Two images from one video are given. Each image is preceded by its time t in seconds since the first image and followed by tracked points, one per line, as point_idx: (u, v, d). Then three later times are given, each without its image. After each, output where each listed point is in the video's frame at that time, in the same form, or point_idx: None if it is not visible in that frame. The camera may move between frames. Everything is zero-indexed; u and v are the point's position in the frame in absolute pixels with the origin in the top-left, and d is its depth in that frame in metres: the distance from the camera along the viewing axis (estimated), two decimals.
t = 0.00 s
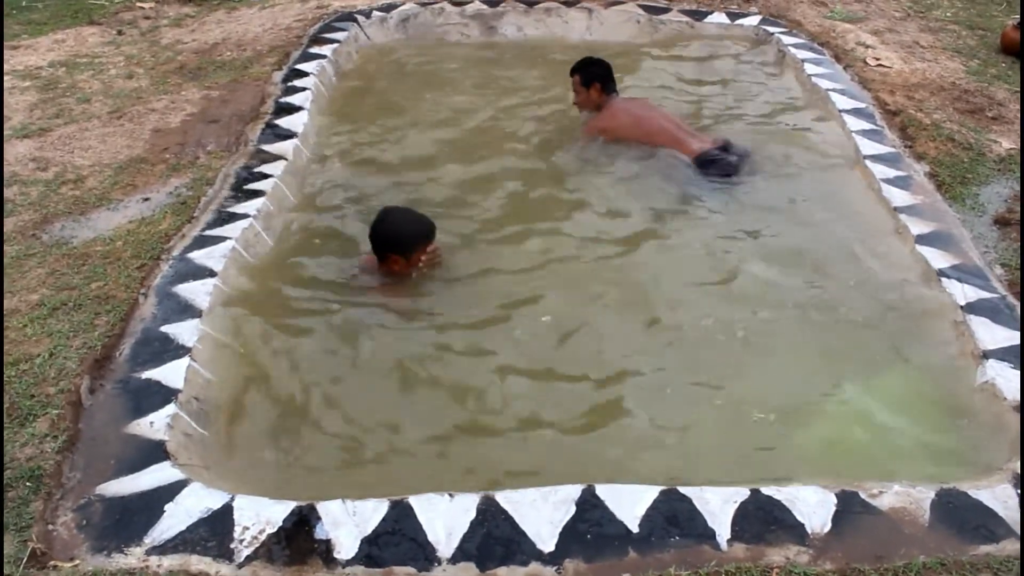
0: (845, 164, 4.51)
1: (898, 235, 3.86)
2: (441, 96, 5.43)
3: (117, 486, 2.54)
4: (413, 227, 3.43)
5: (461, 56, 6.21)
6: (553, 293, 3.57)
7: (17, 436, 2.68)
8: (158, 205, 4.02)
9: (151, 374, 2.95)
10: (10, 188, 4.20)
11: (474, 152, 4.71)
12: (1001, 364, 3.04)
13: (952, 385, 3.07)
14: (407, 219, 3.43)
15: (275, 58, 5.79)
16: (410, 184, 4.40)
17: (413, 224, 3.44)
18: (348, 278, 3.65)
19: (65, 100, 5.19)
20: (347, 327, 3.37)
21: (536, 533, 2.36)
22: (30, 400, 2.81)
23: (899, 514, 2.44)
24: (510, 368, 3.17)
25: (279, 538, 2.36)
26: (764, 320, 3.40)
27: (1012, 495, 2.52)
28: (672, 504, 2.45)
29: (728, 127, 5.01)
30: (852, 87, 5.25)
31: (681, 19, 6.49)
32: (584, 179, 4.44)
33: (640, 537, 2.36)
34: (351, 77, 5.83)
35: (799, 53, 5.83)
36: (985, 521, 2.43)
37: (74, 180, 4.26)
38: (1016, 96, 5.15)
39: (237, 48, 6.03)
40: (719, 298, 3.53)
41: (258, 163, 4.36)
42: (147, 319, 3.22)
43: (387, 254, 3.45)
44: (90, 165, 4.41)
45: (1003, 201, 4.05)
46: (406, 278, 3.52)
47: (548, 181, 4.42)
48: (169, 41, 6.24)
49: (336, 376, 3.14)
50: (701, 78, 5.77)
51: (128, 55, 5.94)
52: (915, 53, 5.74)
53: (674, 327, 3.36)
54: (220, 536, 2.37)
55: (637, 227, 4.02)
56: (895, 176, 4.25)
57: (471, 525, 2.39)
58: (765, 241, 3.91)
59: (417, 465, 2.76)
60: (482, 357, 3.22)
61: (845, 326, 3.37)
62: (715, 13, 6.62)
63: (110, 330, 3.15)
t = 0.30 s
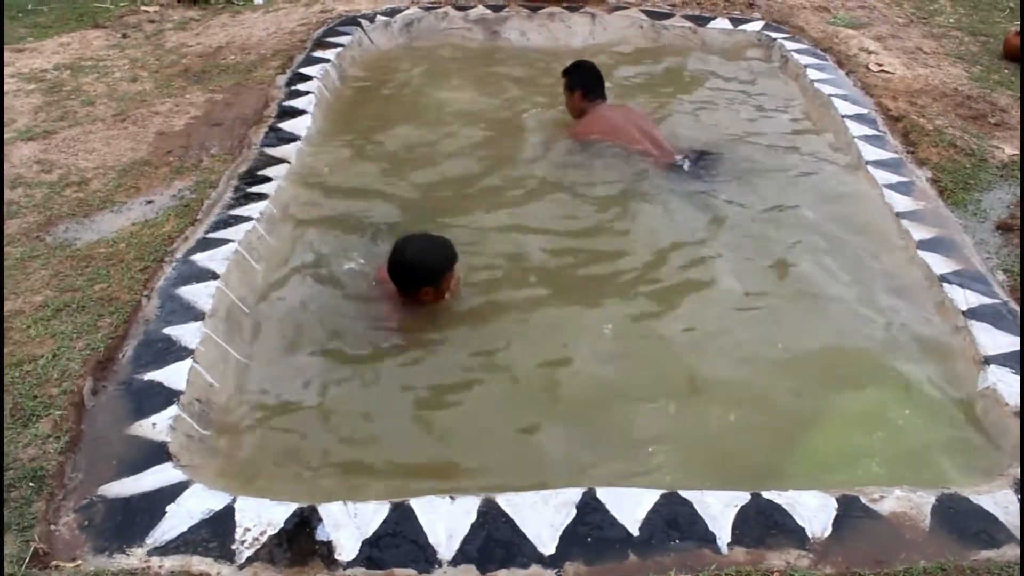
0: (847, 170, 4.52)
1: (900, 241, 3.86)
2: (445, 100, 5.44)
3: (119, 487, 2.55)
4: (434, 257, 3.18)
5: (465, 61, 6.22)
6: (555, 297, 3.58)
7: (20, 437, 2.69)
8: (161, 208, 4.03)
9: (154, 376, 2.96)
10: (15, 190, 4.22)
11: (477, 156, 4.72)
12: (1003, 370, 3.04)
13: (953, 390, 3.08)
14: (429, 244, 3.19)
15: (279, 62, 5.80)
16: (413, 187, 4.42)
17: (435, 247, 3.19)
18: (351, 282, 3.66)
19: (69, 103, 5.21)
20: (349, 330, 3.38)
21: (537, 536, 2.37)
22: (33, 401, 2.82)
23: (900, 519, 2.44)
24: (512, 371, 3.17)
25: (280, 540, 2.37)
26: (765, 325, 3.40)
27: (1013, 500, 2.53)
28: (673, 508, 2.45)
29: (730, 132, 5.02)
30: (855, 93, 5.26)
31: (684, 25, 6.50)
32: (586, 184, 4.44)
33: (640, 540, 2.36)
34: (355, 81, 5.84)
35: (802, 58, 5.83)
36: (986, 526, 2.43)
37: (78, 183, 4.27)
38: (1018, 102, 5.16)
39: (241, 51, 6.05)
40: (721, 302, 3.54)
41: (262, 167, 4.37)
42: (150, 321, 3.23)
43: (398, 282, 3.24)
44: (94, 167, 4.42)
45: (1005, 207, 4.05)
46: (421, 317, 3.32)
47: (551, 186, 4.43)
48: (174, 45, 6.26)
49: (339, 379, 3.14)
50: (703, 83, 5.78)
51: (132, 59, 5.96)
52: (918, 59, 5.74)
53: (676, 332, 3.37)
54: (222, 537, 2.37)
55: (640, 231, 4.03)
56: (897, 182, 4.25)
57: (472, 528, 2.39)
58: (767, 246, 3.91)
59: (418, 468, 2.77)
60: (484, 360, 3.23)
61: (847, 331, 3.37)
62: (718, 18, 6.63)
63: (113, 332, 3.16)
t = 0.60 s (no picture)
0: (850, 173, 4.52)
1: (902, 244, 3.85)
2: (448, 98, 5.45)
3: (119, 482, 2.55)
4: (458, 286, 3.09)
5: (469, 59, 6.22)
6: (556, 297, 3.58)
7: (21, 430, 2.69)
8: (164, 203, 4.04)
9: (155, 371, 2.97)
10: (18, 184, 4.23)
11: (480, 155, 4.72)
12: (1003, 374, 3.04)
13: (953, 395, 3.08)
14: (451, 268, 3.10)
15: (283, 58, 5.81)
16: (415, 185, 4.42)
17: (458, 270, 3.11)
18: (353, 280, 3.66)
19: (74, 98, 5.22)
20: (350, 327, 3.38)
21: (535, 535, 2.37)
22: (35, 395, 2.83)
23: (898, 522, 2.44)
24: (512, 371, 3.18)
25: (279, 536, 2.37)
26: (767, 327, 3.40)
27: (1012, 505, 2.53)
28: (672, 508, 2.46)
29: (734, 133, 5.02)
30: (858, 95, 5.26)
31: (688, 26, 6.50)
32: (589, 183, 4.44)
33: (639, 540, 2.36)
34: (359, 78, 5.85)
35: (806, 60, 5.83)
36: (985, 531, 2.43)
37: (81, 177, 4.28)
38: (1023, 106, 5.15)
39: (246, 48, 6.05)
40: (722, 304, 3.54)
41: (265, 164, 4.38)
42: (152, 316, 3.23)
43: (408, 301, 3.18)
44: (98, 162, 4.43)
45: (1008, 211, 4.04)
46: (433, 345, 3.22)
47: (554, 185, 4.43)
48: (178, 40, 6.27)
49: (339, 377, 3.15)
50: (707, 84, 5.79)
51: (137, 54, 5.97)
52: (922, 63, 5.74)
53: (676, 333, 3.37)
54: (221, 533, 2.38)
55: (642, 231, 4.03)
56: (899, 186, 4.25)
57: (471, 526, 2.40)
58: (768, 247, 3.92)
59: (418, 466, 2.77)
60: (485, 359, 3.23)
61: (848, 334, 3.37)
62: (722, 19, 6.63)
63: (115, 326, 3.17)
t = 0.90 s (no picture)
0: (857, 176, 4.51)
1: (908, 248, 3.84)
2: (456, 98, 5.45)
3: (123, 476, 2.56)
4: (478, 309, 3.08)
5: (477, 60, 6.23)
6: (561, 297, 3.58)
7: (26, 424, 2.71)
8: (171, 200, 4.05)
9: (160, 366, 2.98)
10: (27, 179, 4.24)
11: (487, 155, 4.73)
12: (1008, 379, 3.03)
13: (958, 399, 3.07)
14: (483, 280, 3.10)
15: (292, 57, 5.82)
16: (421, 184, 4.43)
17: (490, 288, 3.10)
18: (358, 279, 3.66)
19: (83, 94, 5.24)
20: (355, 326, 3.39)
21: (537, 534, 2.37)
22: (40, 389, 2.84)
23: (900, 526, 2.43)
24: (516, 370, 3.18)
25: (282, 532, 2.38)
26: (771, 331, 3.39)
27: (1015, 510, 2.52)
28: (673, 509, 2.46)
29: (741, 135, 5.02)
30: (867, 99, 5.25)
31: (697, 28, 6.50)
32: (596, 184, 4.44)
33: (640, 540, 2.36)
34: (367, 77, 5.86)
35: (814, 63, 5.82)
36: (988, 535, 2.42)
37: (89, 173, 4.29)
38: None
39: (254, 46, 6.07)
40: (726, 306, 3.53)
41: (272, 161, 4.39)
42: (157, 312, 3.24)
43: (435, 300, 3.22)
44: (106, 158, 4.45)
45: (1016, 216, 4.03)
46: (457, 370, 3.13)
47: (560, 186, 4.43)
48: (188, 38, 6.29)
49: (343, 374, 3.15)
50: (715, 86, 5.79)
51: (146, 51, 5.99)
52: (931, 67, 5.73)
53: (679, 334, 3.37)
54: (224, 528, 2.39)
55: (648, 233, 4.03)
56: (906, 189, 4.23)
57: (472, 524, 2.40)
58: (774, 250, 3.91)
59: (420, 464, 2.78)
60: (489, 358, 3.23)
61: (852, 337, 3.37)
62: (731, 22, 6.63)
63: (120, 321, 3.18)
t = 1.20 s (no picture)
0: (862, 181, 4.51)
1: (912, 252, 3.84)
2: (461, 100, 5.46)
3: (127, 474, 2.57)
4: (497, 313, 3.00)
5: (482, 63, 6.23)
6: (564, 300, 3.59)
7: (31, 422, 2.72)
8: (177, 200, 4.06)
9: (165, 366, 2.98)
10: (33, 179, 4.26)
11: (491, 157, 4.73)
12: (1011, 384, 3.03)
13: (961, 405, 3.07)
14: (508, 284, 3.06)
15: (297, 59, 5.84)
16: (426, 186, 4.44)
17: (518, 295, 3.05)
18: (362, 281, 3.67)
19: (89, 94, 5.26)
20: (359, 327, 3.40)
21: (539, 535, 2.38)
22: (45, 387, 2.86)
23: (902, 530, 2.43)
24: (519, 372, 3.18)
25: (284, 531, 2.38)
26: (775, 334, 3.39)
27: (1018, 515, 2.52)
28: (675, 511, 2.46)
29: (746, 139, 5.02)
30: (871, 103, 5.25)
31: (702, 32, 6.50)
32: (600, 187, 4.44)
33: (642, 542, 2.36)
34: (372, 80, 5.87)
35: (819, 67, 5.83)
36: (991, 540, 2.42)
37: (95, 173, 4.31)
38: None
39: (260, 47, 6.09)
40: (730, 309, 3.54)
41: (278, 163, 4.40)
42: (162, 312, 3.25)
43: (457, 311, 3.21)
44: (112, 159, 4.46)
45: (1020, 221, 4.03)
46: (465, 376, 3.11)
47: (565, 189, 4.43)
48: (194, 39, 6.31)
49: (347, 375, 3.16)
50: (720, 90, 5.79)
51: (153, 52, 6.01)
52: (936, 72, 5.73)
53: (682, 337, 3.38)
54: (227, 527, 2.40)
55: (652, 236, 4.03)
56: (911, 194, 4.23)
57: (474, 525, 2.41)
58: (778, 253, 3.91)
59: (423, 466, 2.78)
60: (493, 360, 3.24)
61: (856, 341, 3.37)
62: (736, 26, 6.63)
63: (125, 321, 3.19)
